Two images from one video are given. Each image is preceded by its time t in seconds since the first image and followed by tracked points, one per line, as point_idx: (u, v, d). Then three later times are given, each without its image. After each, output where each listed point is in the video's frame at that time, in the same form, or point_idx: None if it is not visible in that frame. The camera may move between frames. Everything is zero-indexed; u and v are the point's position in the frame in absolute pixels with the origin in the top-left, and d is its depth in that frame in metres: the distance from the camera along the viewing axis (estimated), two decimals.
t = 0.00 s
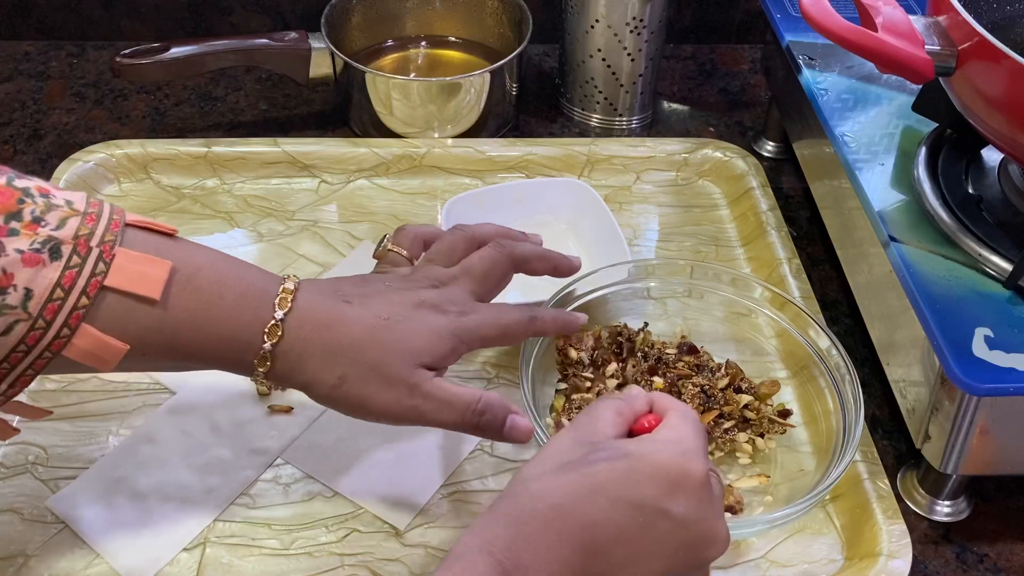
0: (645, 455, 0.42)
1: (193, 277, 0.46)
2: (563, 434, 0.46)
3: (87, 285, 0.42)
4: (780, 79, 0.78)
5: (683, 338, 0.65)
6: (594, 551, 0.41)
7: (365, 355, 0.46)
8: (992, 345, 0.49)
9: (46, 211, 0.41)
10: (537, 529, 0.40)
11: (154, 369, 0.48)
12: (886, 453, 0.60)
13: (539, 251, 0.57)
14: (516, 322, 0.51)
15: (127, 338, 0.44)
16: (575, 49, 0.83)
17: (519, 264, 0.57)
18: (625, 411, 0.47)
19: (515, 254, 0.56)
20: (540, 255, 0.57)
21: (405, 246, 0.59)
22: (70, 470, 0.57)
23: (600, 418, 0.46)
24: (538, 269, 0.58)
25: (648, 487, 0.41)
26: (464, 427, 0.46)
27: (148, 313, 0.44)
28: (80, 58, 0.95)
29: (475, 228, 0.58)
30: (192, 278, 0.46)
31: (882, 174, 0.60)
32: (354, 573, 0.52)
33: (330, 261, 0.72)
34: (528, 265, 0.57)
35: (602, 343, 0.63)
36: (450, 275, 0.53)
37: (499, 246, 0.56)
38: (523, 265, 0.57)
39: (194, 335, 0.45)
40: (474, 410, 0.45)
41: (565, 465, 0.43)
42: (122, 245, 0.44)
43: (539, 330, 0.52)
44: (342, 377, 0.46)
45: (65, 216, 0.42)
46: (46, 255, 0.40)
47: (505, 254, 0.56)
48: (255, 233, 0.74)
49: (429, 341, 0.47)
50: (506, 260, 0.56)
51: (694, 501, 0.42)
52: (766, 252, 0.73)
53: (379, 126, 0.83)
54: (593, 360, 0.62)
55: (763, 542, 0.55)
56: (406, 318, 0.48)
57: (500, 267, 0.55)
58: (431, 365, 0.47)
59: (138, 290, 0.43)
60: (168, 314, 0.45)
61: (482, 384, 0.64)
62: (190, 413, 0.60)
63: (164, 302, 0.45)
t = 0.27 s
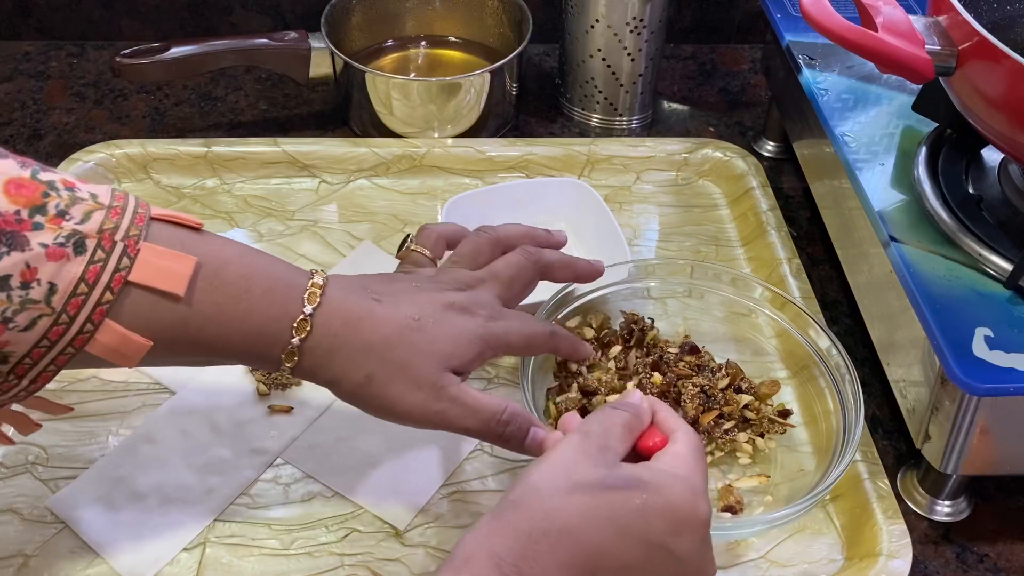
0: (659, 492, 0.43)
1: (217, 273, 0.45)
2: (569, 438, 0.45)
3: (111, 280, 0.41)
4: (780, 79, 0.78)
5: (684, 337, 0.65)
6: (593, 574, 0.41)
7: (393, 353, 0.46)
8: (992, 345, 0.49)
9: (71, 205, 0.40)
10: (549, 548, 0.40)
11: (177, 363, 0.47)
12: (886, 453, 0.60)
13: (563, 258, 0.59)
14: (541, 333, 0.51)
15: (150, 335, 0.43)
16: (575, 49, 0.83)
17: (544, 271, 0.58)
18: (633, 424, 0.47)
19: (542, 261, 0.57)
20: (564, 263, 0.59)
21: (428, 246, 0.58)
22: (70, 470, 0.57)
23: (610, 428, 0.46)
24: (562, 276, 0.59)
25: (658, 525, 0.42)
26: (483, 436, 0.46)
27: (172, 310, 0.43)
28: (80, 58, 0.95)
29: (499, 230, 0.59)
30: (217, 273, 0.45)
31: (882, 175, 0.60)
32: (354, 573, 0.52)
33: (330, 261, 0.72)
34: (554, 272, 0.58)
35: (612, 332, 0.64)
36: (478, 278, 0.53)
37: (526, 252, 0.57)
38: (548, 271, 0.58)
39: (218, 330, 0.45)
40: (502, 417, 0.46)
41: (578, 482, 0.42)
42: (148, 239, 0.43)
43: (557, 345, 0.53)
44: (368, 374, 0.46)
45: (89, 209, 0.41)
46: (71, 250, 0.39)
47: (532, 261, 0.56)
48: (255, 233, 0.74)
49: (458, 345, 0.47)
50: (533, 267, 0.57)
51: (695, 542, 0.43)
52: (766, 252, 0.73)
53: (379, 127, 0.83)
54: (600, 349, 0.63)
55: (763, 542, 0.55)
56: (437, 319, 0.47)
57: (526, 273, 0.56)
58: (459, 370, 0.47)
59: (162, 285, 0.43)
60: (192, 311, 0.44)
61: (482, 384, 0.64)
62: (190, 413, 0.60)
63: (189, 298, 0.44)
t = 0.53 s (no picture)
0: (675, 540, 0.42)
1: (207, 272, 0.45)
2: (591, 463, 0.44)
3: (101, 279, 0.41)
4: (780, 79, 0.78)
5: (684, 337, 0.65)
6: None
7: (381, 346, 0.46)
8: (992, 345, 0.49)
9: (62, 204, 0.40)
10: None
11: (169, 366, 0.47)
12: (886, 453, 0.60)
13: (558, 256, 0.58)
14: (536, 337, 0.52)
15: (140, 334, 0.43)
16: (575, 49, 0.83)
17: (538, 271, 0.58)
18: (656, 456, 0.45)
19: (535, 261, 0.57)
20: (558, 261, 0.58)
21: (419, 258, 0.58)
22: (70, 470, 0.57)
23: (634, 459, 0.44)
24: (558, 276, 0.59)
25: None
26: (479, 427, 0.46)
27: (163, 308, 0.43)
28: (80, 58, 0.95)
29: (489, 235, 0.59)
30: (208, 273, 0.45)
31: (882, 175, 0.60)
32: (354, 573, 0.52)
33: (330, 261, 0.72)
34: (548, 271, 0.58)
35: (618, 321, 0.64)
36: (469, 281, 0.53)
37: (518, 254, 0.57)
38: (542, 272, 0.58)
39: (210, 330, 0.45)
40: (494, 409, 0.46)
41: (597, 520, 0.41)
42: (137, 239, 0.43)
43: (555, 350, 0.53)
44: (358, 369, 0.46)
45: (80, 209, 0.41)
46: (61, 248, 0.39)
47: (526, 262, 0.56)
48: (255, 233, 0.74)
49: (447, 338, 0.47)
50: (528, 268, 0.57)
51: None
52: (767, 252, 0.73)
53: (379, 126, 0.83)
54: (605, 339, 0.64)
55: (764, 542, 0.55)
56: (425, 315, 0.48)
57: (520, 275, 0.56)
58: (448, 363, 0.47)
59: (152, 284, 0.43)
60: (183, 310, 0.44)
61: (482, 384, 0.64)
62: (190, 413, 0.60)
63: (179, 297, 0.44)
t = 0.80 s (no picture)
0: (679, 557, 0.40)
1: (176, 271, 0.46)
2: (593, 467, 0.41)
3: (67, 278, 0.42)
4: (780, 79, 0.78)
5: (684, 338, 0.65)
6: None
7: (350, 334, 0.46)
8: (992, 345, 0.49)
9: (28, 205, 0.42)
10: None
11: (148, 367, 0.48)
12: (886, 453, 0.60)
13: (534, 235, 0.57)
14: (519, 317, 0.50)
15: (109, 334, 0.44)
16: (575, 49, 0.83)
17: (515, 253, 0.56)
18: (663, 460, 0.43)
19: (510, 242, 0.56)
20: (534, 239, 0.57)
21: (400, 258, 0.57)
22: (70, 469, 0.57)
23: (640, 463, 0.42)
24: (539, 254, 0.57)
25: None
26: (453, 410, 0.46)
27: (132, 307, 0.45)
28: (80, 58, 0.95)
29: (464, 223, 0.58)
30: (177, 272, 0.46)
31: (882, 175, 0.60)
32: (354, 573, 0.52)
33: (330, 261, 0.72)
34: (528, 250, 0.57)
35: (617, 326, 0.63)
36: (443, 269, 0.53)
37: (491, 236, 0.56)
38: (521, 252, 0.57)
39: (179, 329, 0.45)
40: (467, 390, 0.46)
41: (597, 532, 0.39)
42: (106, 239, 0.45)
43: (542, 329, 0.50)
44: (326, 361, 0.46)
45: (47, 209, 0.42)
46: (27, 247, 0.41)
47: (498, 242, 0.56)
48: (255, 233, 0.74)
49: (417, 322, 0.47)
50: (503, 249, 0.56)
51: None
52: (766, 252, 0.73)
53: (379, 127, 0.83)
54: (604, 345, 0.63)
55: (764, 541, 0.55)
56: (393, 301, 0.48)
57: (497, 257, 0.55)
58: (420, 346, 0.47)
59: (120, 282, 0.44)
60: (152, 308, 0.45)
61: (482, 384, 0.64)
62: (190, 413, 0.60)
63: (148, 295, 0.45)
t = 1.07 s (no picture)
0: (588, 504, 0.39)
1: (53, 265, 0.44)
2: (491, 424, 0.40)
3: None
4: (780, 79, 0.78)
5: (684, 338, 0.65)
6: None
7: (235, 318, 0.44)
8: (992, 345, 0.49)
9: None
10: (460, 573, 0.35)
11: (45, 371, 0.46)
12: (886, 453, 0.60)
13: (427, 203, 0.56)
14: (425, 279, 0.48)
15: None
16: (575, 49, 0.83)
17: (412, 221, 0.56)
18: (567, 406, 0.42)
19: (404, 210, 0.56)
20: (416, 206, 0.56)
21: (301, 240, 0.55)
22: (70, 469, 0.57)
23: (540, 413, 0.41)
24: (438, 220, 0.56)
25: (584, 545, 0.38)
26: (351, 381, 0.45)
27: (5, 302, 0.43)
28: (80, 58, 0.95)
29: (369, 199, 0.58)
30: (51, 266, 0.44)
31: (882, 175, 0.60)
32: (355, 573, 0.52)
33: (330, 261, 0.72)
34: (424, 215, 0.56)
35: (617, 326, 0.63)
36: (339, 245, 0.52)
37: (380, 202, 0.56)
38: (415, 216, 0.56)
39: (57, 323, 0.43)
40: (362, 360, 0.45)
41: (499, 492, 0.37)
42: None
43: (450, 288, 0.49)
44: (210, 348, 0.44)
45: None
46: None
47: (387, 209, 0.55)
48: (255, 233, 0.74)
49: (307, 300, 0.45)
50: (398, 218, 0.56)
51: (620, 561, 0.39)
52: (766, 252, 0.73)
53: (379, 126, 0.83)
54: (603, 346, 0.63)
55: (764, 541, 0.55)
56: (282, 280, 0.46)
57: (392, 225, 0.55)
58: (307, 321, 0.45)
59: None
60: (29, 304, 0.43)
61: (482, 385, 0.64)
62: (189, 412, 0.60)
63: (23, 290, 0.43)
